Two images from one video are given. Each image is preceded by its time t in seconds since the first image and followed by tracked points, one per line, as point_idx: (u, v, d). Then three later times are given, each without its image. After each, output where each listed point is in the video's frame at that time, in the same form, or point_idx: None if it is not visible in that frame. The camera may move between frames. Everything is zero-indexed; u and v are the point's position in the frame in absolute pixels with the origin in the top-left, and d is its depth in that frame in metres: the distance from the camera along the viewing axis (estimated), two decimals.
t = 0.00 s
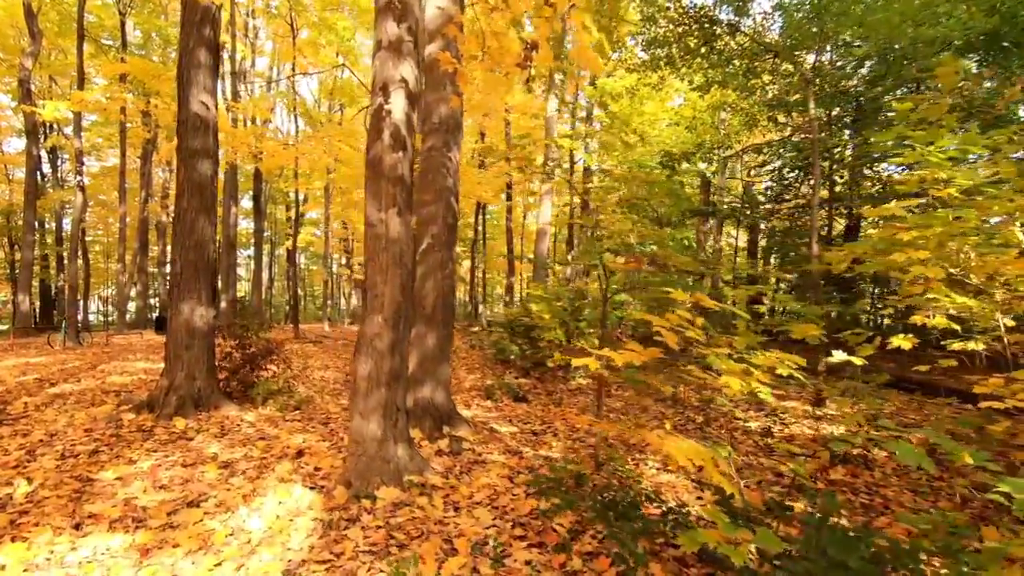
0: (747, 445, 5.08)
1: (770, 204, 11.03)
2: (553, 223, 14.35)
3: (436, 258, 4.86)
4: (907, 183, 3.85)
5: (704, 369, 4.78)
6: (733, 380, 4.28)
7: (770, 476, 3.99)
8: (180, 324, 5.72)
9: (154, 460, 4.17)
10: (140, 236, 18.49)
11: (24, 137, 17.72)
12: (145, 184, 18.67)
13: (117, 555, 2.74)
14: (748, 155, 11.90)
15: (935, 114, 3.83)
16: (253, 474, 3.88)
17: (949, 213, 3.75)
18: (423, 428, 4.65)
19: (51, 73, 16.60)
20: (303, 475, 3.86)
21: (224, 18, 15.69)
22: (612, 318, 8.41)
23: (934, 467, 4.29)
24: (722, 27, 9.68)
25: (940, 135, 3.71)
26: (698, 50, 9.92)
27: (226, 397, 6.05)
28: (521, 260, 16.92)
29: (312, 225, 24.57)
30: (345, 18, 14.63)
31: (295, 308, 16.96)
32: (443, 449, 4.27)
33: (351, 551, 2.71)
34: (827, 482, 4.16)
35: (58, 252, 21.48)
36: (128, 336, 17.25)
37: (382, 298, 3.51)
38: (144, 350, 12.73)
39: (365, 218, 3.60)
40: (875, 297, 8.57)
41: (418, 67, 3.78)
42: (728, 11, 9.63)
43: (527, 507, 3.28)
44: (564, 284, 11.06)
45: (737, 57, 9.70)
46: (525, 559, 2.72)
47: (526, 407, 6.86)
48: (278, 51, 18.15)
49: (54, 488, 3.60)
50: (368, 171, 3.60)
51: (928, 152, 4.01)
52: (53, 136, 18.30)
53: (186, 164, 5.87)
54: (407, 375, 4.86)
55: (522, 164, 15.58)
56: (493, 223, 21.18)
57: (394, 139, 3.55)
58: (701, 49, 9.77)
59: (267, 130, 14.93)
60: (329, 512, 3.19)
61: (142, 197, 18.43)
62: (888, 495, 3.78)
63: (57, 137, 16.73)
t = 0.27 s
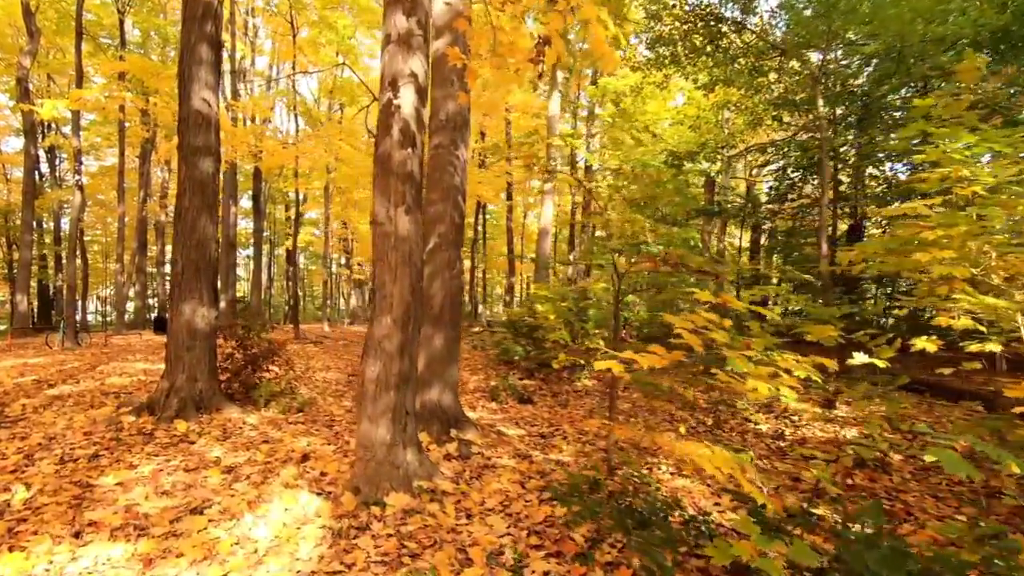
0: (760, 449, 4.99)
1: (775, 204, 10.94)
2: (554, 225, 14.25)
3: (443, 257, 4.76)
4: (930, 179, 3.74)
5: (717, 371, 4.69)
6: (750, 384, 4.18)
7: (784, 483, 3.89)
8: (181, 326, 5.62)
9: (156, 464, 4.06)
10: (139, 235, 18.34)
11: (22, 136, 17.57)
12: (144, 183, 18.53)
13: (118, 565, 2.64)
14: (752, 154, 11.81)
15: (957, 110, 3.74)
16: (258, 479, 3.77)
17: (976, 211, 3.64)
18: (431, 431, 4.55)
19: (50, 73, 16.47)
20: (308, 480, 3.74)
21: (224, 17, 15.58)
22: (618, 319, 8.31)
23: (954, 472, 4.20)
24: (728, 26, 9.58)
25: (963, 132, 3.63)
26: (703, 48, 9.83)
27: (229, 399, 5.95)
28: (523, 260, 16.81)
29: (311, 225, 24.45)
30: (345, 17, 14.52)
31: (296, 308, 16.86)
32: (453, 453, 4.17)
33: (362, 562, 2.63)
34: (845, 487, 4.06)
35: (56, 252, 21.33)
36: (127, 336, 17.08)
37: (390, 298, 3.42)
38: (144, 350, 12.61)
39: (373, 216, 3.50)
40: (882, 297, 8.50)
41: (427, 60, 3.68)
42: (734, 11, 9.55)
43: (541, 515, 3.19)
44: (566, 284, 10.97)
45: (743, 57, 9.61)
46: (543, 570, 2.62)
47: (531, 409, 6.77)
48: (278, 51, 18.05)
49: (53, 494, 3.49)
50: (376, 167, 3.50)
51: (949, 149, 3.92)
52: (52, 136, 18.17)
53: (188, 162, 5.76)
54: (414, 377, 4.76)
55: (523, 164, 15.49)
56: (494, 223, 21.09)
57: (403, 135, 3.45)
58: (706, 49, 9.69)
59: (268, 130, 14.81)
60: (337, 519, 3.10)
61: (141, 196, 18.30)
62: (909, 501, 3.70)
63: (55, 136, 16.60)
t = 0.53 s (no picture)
0: (775, 451, 4.86)
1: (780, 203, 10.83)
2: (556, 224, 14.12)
3: (450, 255, 4.64)
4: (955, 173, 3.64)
5: (732, 372, 4.56)
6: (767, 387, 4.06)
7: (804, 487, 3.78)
8: (182, 325, 5.50)
9: (155, 468, 3.94)
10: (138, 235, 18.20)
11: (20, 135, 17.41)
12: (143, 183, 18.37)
13: None
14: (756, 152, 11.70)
15: (981, 102, 3.63)
16: (261, 483, 3.65)
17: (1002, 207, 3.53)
18: (438, 434, 4.44)
19: (47, 71, 16.31)
20: (312, 485, 3.62)
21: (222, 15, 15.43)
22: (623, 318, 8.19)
23: (975, 475, 4.09)
24: (734, 23, 9.46)
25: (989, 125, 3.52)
26: (708, 45, 9.71)
27: (230, 400, 5.84)
28: (524, 260, 16.69)
29: (310, 225, 24.30)
30: (344, 15, 14.39)
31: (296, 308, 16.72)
32: (461, 456, 4.06)
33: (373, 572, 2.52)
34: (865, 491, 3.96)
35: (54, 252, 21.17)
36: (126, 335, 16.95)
37: (399, 296, 3.30)
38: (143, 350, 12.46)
39: (381, 212, 3.38)
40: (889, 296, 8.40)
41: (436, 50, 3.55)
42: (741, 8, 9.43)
43: (556, 522, 3.08)
44: (570, 284, 10.86)
45: (749, 54, 9.50)
46: None
47: (538, 411, 6.65)
48: (277, 49, 17.90)
49: (48, 500, 3.36)
50: (384, 161, 3.37)
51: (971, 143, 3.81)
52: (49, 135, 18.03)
53: (188, 157, 5.64)
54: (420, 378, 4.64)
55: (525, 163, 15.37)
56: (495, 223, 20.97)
57: (412, 127, 3.33)
58: (712, 46, 9.57)
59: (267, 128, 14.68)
60: (345, 527, 2.98)
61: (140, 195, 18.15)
62: (935, 507, 3.58)
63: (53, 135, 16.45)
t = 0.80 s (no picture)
0: (790, 456, 4.72)
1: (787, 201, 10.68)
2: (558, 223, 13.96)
3: (456, 253, 4.49)
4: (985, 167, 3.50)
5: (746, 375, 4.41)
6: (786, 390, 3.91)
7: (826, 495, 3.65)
8: (179, 325, 5.36)
9: (151, 474, 3.79)
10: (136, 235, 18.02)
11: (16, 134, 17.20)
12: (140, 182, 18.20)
13: None
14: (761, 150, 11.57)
15: (1009, 93, 3.50)
16: (261, 490, 3.51)
17: None
18: (444, 438, 4.30)
19: (44, 70, 16.14)
20: (313, 492, 3.47)
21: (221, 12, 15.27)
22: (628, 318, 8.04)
23: (1000, 481, 3.96)
24: (741, 19, 9.31)
25: None
26: (714, 41, 9.56)
27: (229, 402, 5.69)
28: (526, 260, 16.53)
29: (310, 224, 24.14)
30: (344, 12, 14.23)
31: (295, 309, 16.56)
32: (469, 462, 3.92)
33: None
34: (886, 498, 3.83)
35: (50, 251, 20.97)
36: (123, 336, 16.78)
37: (405, 295, 3.15)
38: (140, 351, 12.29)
39: (387, 207, 3.23)
40: (898, 295, 8.26)
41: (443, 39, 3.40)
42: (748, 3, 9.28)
43: (572, 531, 2.95)
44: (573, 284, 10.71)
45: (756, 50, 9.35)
46: None
47: (543, 413, 6.50)
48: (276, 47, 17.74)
49: (38, 509, 3.21)
50: (389, 154, 3.23)
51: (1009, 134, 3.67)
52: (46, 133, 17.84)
53: (185, 153, 5.49)
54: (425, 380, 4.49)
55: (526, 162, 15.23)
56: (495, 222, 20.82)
57: (419, 118, 3.19)
58: (718, 42, 9.43)
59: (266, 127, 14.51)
60: (350, 537, 2.84)
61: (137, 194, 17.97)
62: (963, 515, 3.45)
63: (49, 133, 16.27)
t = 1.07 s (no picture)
0: (804, 462, 4.60)
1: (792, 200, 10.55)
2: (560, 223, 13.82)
3: (461, 253, 4.37)
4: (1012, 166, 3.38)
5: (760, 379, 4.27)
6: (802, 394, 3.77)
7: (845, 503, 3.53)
8: (176, 327, 5.23)
9: (147, 482, 3.67)
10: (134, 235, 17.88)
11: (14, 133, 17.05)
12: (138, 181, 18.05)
13: None
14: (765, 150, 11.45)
15: None
16: (261, 499, 3.38)
17: None
18: (449, 443, 4.18)
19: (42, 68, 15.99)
20: (315, 501, 3.34)
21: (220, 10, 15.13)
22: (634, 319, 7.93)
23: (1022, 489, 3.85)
24: (747, 17, 9.21)
25: None
26: (719, 39, 9.45)
27: (227, 406, 5.56)
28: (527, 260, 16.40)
29: (309, 224, 24.01)
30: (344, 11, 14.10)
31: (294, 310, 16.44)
32: (475, 469, 3.80)
33: None
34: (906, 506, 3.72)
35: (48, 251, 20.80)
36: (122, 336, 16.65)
37: (410, 298, 3.03)
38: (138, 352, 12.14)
39: (392, 206, 3.11)
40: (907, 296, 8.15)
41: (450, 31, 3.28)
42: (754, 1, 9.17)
43: (586, 544, 2.83)
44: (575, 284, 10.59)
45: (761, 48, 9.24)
46: None
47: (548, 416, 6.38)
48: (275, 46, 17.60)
49: (29, 519, 3.09)
50: (395, 150, 3.11)
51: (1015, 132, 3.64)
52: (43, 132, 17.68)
53: (182, 151, 5.37)
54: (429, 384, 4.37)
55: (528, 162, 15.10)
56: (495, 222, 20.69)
57: (425, 113, 3.06)
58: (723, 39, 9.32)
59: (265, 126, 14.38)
60: (354, 550, 2.73)
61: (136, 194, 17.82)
62: (987, 525, 3.34)
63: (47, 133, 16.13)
